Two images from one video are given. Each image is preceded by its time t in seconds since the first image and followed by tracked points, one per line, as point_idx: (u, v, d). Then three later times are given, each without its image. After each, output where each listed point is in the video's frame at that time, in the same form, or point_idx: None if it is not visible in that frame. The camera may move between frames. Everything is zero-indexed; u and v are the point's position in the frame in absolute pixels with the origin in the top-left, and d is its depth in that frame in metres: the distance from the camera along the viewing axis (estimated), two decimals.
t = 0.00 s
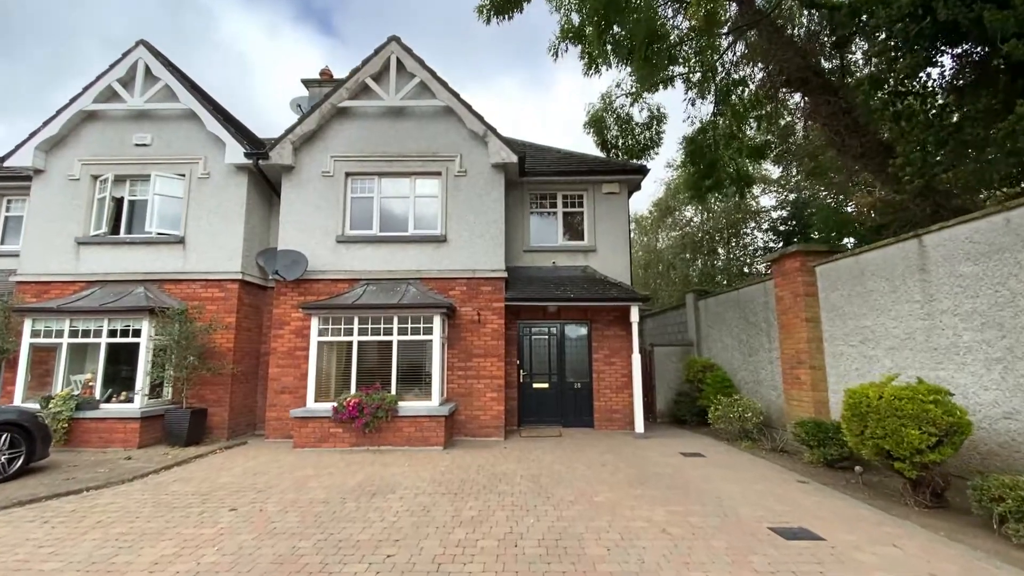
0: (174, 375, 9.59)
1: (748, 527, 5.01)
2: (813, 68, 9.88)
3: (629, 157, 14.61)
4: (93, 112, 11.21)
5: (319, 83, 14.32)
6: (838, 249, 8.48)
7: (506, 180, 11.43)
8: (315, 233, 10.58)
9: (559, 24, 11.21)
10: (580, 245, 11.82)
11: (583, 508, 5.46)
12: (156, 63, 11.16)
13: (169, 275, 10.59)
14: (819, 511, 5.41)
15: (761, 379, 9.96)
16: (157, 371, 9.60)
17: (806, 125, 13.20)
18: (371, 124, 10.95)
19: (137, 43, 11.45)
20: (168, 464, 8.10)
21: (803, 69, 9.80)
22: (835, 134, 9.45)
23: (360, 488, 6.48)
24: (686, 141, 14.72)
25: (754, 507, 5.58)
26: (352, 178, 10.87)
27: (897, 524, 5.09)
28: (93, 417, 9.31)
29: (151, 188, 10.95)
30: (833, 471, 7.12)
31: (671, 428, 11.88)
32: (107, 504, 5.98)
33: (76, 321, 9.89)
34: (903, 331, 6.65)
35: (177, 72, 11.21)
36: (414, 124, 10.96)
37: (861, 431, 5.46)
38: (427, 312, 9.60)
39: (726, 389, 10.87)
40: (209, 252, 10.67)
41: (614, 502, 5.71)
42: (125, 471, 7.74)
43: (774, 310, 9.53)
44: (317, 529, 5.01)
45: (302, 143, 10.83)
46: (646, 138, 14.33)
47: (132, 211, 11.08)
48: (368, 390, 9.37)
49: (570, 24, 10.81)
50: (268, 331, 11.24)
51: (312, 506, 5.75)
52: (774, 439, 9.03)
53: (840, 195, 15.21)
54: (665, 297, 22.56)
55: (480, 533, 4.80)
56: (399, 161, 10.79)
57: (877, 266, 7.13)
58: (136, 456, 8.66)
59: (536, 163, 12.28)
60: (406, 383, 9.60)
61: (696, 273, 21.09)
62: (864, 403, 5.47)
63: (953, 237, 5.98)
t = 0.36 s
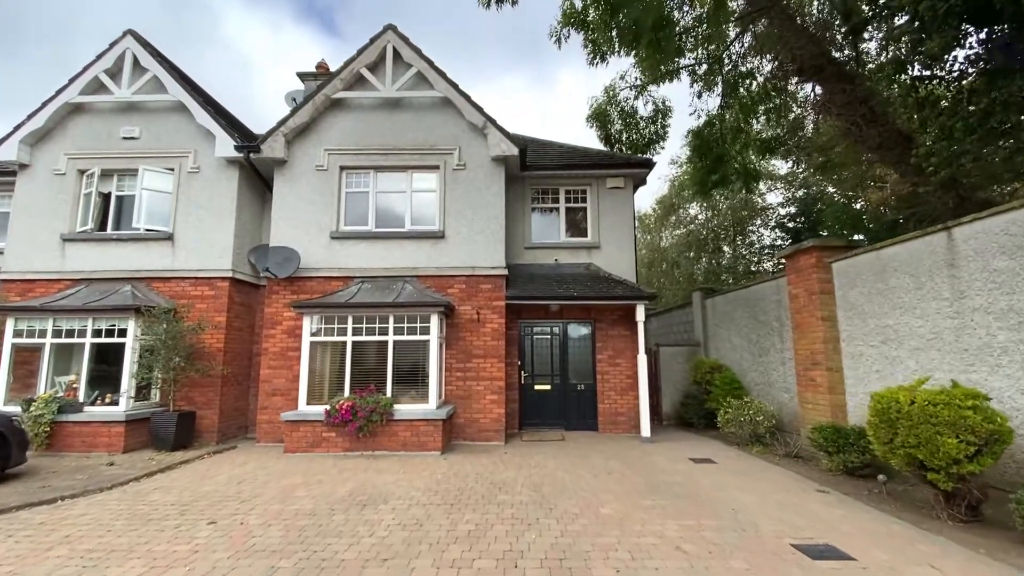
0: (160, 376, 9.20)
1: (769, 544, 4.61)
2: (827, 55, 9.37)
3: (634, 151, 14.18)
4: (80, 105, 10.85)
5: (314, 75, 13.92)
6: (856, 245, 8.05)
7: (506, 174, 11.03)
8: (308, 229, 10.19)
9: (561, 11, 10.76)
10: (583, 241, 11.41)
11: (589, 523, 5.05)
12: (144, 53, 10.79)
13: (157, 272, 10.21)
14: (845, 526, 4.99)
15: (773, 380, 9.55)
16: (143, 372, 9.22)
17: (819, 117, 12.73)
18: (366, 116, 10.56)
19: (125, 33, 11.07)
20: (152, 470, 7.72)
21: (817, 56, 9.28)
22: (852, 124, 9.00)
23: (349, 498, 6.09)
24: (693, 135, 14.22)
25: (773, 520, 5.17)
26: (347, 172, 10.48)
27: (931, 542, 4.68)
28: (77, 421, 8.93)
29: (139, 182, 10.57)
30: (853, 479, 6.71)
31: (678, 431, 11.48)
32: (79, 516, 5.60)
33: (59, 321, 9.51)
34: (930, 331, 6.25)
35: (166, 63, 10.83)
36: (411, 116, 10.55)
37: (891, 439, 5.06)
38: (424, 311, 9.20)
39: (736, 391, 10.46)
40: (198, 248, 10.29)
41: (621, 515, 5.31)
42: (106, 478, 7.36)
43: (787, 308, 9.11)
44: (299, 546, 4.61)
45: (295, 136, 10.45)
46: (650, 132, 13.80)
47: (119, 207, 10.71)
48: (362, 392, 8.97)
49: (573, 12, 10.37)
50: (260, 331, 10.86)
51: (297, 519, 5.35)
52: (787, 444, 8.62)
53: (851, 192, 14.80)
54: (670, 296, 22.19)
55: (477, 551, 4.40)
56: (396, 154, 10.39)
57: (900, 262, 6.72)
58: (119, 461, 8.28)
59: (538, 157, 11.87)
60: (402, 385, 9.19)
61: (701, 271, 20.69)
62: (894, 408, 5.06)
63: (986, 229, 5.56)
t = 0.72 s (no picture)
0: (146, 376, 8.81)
1: (797, 559, 4.21)
2: (844, 39, 8.81)
3: (639, 144, 13.76)
4: (66, 95, 10.47)
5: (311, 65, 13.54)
6: (877, 237, 7.64)
7: (508, 166, 10.63)
8: (302, 223, 9.80)
9: None
10: (588, 236, 11.00)
11: (598, 535, 4.66)
12: (133, 41, 10.41)
13: (146, 268, 9.83)
14: (876, 539, 4.59)
15: (787, 380, 9.14)
16: (129, 372, 8.82)
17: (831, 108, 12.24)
18: (363, 105, 10.17)
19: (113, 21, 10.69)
20: (135, 475, 7.33)
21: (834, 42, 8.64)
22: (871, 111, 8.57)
23: (341, 506, 5.70)
24: (700, 126, 13.84)
25: (798, 532, 4.77)
26: (343, 164, 10.09)
27: (974, 557, 4.28)
28: (60, 422, 8.56)
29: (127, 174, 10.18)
30: (879, 486, 6.29)
31: (686, 433, 11.07)
32: (50, 526, 5.21)
33: (42, 318, 9.12)
34: (962, 327, 5.84)
35: (156, 51, 10.45)
36: (408, 105, 10.15)
37: (930, 445, 4.65)
38: (423, 308, 8.80)
39: (747, 392, 10.06)
40: (188, 243, 9.90)
41: (632, 526, 4.91)
42: (86, 483, 6.98)
43: (802, 305, 8.69)
44: (281, 560, 4.22)
45: (289, 126, 10.07)
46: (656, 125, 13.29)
47: (107, 200, 10.32)
48: (357, 393, 8.57)
49: None
50: (253, 329, 10.47)
51: (282, 530, 4.96)
52: (803, 447, 8.20)
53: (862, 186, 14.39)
54: (674, 294, 21.79)
55: (476, 568, 4.01)
56: (393, 145, 10.00)
57: (929, 254, 6.31)
58: (102, 465, 7.89)
59: (541, 149, 11.47)
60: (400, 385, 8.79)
61: (707, 269, 20.28)
62: (931, 411, 4.65)
63: None
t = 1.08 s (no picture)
0: (133, 376, 8.49)
1: None
2: (858, 27, 8.49)
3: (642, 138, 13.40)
4: (54, 87, 10.16)
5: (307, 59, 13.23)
6: (894, 232, 7.30)
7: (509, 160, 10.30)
8: (295, 218, 9.48)
9: None
10: (591, 232, 10.67)
11: (606, 549, 4.33)
12: (122, 31, 10.10)
13: (134, 265, 9.51)
14: (907, 555, 4.25)
15: (798, 381, 8.80)
16: (116, 372, 8.51)
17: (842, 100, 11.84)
18: (358, 96, 9.84)
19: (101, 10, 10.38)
20: (118, 480, 7.01)
21: (846, 30, 8.36)
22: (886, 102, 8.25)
23: (331, 515, 5.37)
24: (706, 120, 13.48)
25: (820, 546, 4.44)
26: (338, 157, 9.77)
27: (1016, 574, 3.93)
28: (43, 424, 8.25)
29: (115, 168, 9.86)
30: (900, 493, 5.96)
31: (693, 435, 10.74)
32: (20, 537, 4.90)
33: (27, 316, 8.81)
34: (990, 325, 5.50)
35: (145, 42, 10.14)
36: (405, 96, 9.83)
37: (964, 452, 4.31)
38: (421, 306, 8.47)
39: (756, 393, 9.72)
40: (178, 239, 9.59)
41: (641, 539, 4.58)
42: (67, 488, 6.66)
43: (815, 303, 8.35)
44: None
45: (282, 118, 9.75)
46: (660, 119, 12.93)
47: (95, 195, 10.01)
48: (351, 394, 8.23)
49: None
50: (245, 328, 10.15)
51: (267, 542, 4.64)
52: (817, 451, 7.86)
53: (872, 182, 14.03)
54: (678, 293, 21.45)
55: None
56: (389, 138, 9.66)
57: (953, 248, 5.98)
58: (86, 469, 7.58)
59: (542, 142, 11.13)
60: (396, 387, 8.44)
61: (711, 267, 19.92)
62: (965, 414, 4.32)
63: None
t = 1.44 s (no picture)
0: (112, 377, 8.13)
1: None
2: (870, 11, 8.12)
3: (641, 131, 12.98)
4: (34, 77, 9.82)
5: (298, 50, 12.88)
6: (910, 224, 6.93)
7: (505, 153, 9.95)
8: (283, 212, 9.12)
9: None
10: (591, 227, 10.31)
11: (607, 566, 3.96)
12: (105, 20, 9.75)
13: (116, 261, 9.16)
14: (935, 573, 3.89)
15: (806, 382, 8.44)
16: (95, 373, 8.18)
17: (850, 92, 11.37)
18: (349, 86, 9.49)
19: None
20: (93, 486, 6.66)
21: (857, 14, 7.97)
22: (899, 89, 7.80)
23: (311, 526, 5.01)
24: (709, 113, 13.04)
25: (839, 562, 4.08)
26: (328, 150, 9.41)
27: None
28: (19, 427, 7.90)
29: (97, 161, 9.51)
30: (919, 501, 5.60)
31: (696, 438, 10.38)
32: None
33: (3, 315, 8.46)
34: (1018, 322, 5.14)
35: (129, 31, 9.80)
36: (398, 86, 9.47)
37: (997, 459, 3.94)
38: (413, 304, 8.12)
39: (762, 394, 9.36)
40: (162, 235, 9.24)
41: (644, 554, 4.21)
42: (37, 495, 6.31)
43: (824, 301, 7.99)
44: None
45: (270, 109, 9.39)
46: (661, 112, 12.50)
47: (76, 189, 9.66)
48: (339, 396, 7.87)
49: None
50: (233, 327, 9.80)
51: (238, 557, 4.28)
52: (828, 455, 7.50)
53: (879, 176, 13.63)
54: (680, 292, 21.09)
55: None
56: (381, 129, 9.30)
57: (976, 239, 5.62)
58: (60, 474, 7.23)
59: (540, 135, 10.77)
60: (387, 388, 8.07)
61: (713, 266, 19.55)
62: (997, 418, 3.96)
63: None
